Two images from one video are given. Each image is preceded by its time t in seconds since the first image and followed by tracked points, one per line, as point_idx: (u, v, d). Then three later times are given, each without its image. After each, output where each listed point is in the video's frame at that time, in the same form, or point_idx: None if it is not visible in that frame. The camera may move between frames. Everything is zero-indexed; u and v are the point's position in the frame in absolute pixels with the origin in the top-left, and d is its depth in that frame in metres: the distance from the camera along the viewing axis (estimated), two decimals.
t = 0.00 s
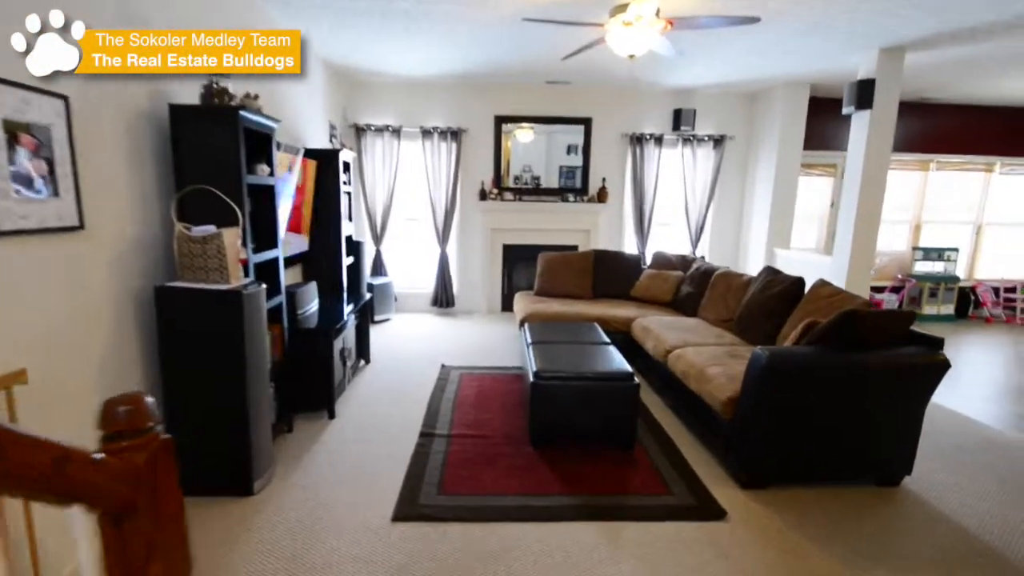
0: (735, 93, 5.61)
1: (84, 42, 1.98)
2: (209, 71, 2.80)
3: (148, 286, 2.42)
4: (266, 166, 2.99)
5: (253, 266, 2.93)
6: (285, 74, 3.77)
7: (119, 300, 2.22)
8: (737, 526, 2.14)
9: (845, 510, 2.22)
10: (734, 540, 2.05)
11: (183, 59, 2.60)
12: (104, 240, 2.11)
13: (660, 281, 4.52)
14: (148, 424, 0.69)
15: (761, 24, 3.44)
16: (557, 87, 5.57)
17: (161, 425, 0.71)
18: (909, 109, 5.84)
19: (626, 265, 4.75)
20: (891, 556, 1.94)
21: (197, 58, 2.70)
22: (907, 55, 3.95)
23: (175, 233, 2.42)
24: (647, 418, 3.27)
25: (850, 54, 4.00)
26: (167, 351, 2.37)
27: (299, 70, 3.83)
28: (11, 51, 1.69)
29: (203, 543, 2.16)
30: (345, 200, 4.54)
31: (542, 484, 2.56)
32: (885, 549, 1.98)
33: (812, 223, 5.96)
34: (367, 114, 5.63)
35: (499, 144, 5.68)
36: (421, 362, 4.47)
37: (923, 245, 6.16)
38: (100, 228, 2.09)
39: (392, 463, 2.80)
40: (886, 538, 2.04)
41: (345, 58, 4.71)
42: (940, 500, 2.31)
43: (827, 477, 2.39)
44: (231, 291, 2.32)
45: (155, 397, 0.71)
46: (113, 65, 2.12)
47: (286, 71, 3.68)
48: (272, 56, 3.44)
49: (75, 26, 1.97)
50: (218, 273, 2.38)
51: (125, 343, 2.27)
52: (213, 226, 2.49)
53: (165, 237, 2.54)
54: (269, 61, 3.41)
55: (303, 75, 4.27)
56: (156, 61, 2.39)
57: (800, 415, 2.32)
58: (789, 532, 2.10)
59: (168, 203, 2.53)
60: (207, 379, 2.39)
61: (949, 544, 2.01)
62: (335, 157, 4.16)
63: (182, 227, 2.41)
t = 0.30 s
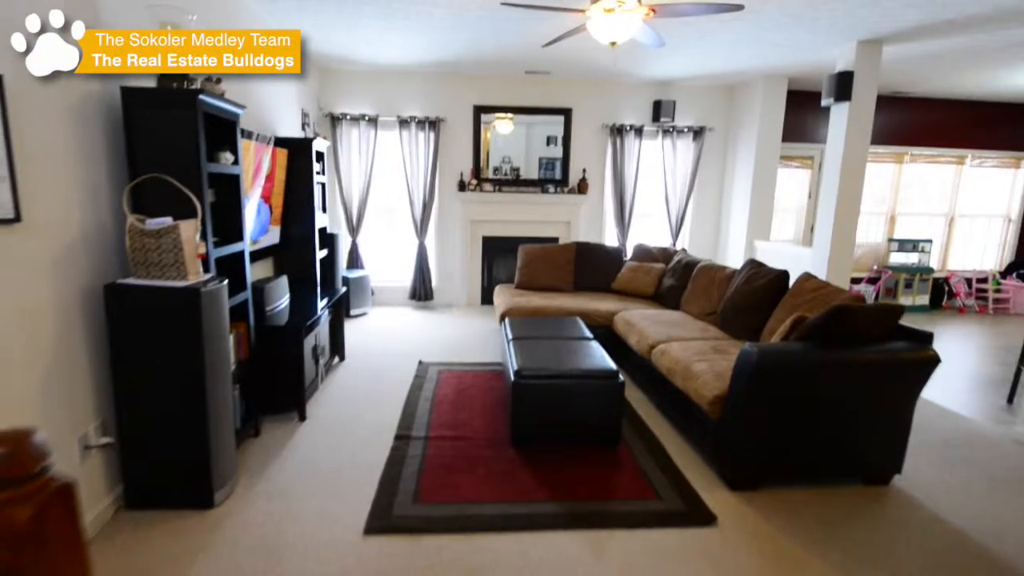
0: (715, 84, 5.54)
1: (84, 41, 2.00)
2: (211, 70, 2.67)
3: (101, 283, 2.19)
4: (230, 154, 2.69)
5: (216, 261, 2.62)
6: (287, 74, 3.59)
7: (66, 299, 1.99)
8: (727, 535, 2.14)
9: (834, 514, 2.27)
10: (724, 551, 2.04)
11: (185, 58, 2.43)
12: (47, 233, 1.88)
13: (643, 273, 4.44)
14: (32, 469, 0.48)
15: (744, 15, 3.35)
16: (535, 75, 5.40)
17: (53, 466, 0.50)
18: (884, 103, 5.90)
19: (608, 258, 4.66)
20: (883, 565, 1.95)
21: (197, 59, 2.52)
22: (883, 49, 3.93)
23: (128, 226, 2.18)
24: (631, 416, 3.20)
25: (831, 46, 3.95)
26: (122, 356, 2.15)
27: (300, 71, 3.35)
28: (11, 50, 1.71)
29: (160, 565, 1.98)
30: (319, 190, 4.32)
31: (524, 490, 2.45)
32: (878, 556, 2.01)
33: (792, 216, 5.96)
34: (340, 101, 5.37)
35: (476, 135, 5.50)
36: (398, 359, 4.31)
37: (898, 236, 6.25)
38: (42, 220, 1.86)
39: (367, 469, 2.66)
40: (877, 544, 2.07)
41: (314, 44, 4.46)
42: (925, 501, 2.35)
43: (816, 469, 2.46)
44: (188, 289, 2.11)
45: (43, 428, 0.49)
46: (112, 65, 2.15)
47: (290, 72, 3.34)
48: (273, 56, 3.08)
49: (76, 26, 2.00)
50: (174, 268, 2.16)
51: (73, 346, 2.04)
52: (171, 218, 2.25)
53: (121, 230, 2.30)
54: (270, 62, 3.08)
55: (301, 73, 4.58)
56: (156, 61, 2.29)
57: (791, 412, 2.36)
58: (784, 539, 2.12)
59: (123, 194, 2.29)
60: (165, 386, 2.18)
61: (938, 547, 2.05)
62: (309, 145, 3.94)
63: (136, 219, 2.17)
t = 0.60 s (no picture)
0: (691, 80, 5.54)
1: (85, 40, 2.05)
2: (212, 71, 2.89)
3: (39, 282, 1.99)
4: (188, 143, 2.51)
5: (176, 258, 2.49)
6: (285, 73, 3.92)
7: None
8: (710, 537, 2.09)
9: (814, 510, 2.28)
10: (707, 553, 2.00)
11: (182, 58, 2.60)
12: None
13: (621, 270, 4.40)
14: None
15: (723, 9, 3.32)
16: (512, 68, 5.30)
17: None
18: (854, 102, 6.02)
19: (587, 254, 4.60)
20: (863, 562, 1.96)
21: (197, 58, 2.73)
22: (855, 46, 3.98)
23: (72, 220, 1.99)
24: (611, 415, 3.17)
25: (806, 42, 3.97)
26: (65, 362, 1.96)
27: (299, 71, 3.72)
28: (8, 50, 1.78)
29: None
30: (289, 184, 4.14)
31: (503, 492, 2.39)
32: (858, 552, 2.01)
33: (766, 212, 6.02)
34: (312, 93, 5.18)
35: (453, 128, 5.37)
36: (373, 358, 4.17)
37: (867, 232, 6.40)
38: None
39: (338, 474, 2.54)
40: (856, 539, 2.08)
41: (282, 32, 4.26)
42: (901, 496, 2.39)
43: (794, 466, 2.45)
44: (140, 287, 1.94)
45: None
46: (113, 65, 2.07)
47: (290, 71, 3.67)
48: (272, 56, 3.29)
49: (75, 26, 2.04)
50: (125, 265, 1.98)
51: (7, 349, 1.85)
52: (121, 212, 2.07)
53: (64, 223, 2.10)
54: (269, 62, 3.27)
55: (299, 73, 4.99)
56: (155, 61, 2.29)
57: (771, 408, 2.36)
58: (766, 537, 2.10)
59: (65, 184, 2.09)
60: (116, 394, 2.00)
61: (915, 542, 2.07)
62: (277, 136, 3.76)
63: (80, 213, 1.98)
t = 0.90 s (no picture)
0: (661, 78, 5.59)
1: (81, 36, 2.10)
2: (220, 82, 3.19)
3: None
4: (137, 133, 2.34)
5: (126, 257, 2.32)
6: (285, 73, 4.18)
7: None
8: (690, 533, 2.09)
9: (786, 502, 2.32)
10: (687, 549, 2.01)
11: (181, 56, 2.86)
12: None
13: (595, 266, 4.39)
14: None
15: (693, 5, 3.33)
16: (483, 62, 5.22)
17: None
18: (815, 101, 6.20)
19: (560, 250, 4.57)
20: (836, 552, 2.00)
21: (196, 57, 2.97)
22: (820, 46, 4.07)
23: (3, 216, 1.82)
24: (588, 413, 3.15)
25: (773, 41, 4.05)
26: None
27: (299, 70, 3.75)
28: None
29: None
30: (251, 179, 3.95)
31: (480, 495, 2.33)
32: (831, 542, 2.06)
33: (734, 208, 6.14)
34: (274, 84, 4.97)
35: (424, 123, 5.25)
36: (343, 359, 4.03)
37: (828, 228, 6.63)
38: None
39: (307, 482, 2.43)
40: (828, 530, 2.13)
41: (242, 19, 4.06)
42: (870, 485, 2.46)
43: (768, 459, 2.49)
44: (83, 289, 1.79)
45: None
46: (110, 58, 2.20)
47: (289, 70, 3.69)
48: (272, 56, 3.43)
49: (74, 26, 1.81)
50: (65, 265, 1.83)
51: None
52: (60, 207, 1.91)
53: None
54: (268, 61, 3.41)
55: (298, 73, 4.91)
56: (153, 57, 2.64)
57: (745, 402, 2.38)
58: (744, 530, 2.12)
59: None
60: (58, 405, 1.85)
61: (884, 530, 2.13)
62: (236, 129, 3.57)
63: (13, 208, 1.81)
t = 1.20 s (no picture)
0: (628, 76, 5.63)
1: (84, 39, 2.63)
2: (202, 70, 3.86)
3: None
4: (72, 121, 2.15)
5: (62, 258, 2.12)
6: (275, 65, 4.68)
7: None
8: (669, 532, 2.10)
9: (760, 496, 2.36)
10: (666, 548, 2.01)
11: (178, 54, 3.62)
12: None
13: (566, 264, 4.38)
14: None
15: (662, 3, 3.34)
16: (451, 56, 5.11)
17: None
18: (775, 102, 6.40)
19: (531, 248, 4.53)
20: (809, 543, 2.04)
21: (194, 56, 3.79)
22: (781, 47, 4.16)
23: None
24: (564, 413, 3.13)
25: (737, 42, 4.12)
26: None
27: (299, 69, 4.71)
28: None
29: None
30: (206, 174, 3.73)
31: (455, 502, 2.27)
32: (803, 534, 2.10)
33: (699, 206, 6.27)
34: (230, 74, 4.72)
35: (390, 118, 5.10)
36: (308, 363, 3.87)
37: (787, 225, 6.86)
38: None
39: (272, 496, 2.31)
40: (800, 522, 2.17)
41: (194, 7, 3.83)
42: (836, 476, 2.53)
43: (742, 453, 2.53)
44: (8, 295, 1.61)
45: None
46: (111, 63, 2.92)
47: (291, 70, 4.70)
48: (272, 56, 4.39)
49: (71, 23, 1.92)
50: None
51: None
52: None
53: None
54: (269, 61, 4.39)
55: (299, 72, 4.83)
56: (150, 56, 3.35)
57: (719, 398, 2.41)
58: (721, 526, 2.14)
59: None
60: None
61: (852, 520, 2.19)
62: (186, 122, 3.33)
63: None
